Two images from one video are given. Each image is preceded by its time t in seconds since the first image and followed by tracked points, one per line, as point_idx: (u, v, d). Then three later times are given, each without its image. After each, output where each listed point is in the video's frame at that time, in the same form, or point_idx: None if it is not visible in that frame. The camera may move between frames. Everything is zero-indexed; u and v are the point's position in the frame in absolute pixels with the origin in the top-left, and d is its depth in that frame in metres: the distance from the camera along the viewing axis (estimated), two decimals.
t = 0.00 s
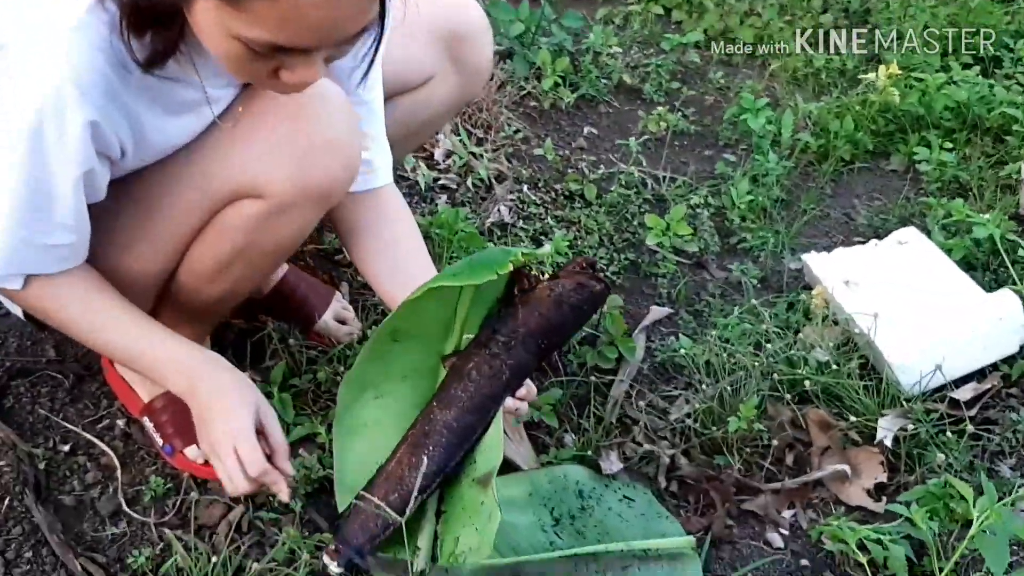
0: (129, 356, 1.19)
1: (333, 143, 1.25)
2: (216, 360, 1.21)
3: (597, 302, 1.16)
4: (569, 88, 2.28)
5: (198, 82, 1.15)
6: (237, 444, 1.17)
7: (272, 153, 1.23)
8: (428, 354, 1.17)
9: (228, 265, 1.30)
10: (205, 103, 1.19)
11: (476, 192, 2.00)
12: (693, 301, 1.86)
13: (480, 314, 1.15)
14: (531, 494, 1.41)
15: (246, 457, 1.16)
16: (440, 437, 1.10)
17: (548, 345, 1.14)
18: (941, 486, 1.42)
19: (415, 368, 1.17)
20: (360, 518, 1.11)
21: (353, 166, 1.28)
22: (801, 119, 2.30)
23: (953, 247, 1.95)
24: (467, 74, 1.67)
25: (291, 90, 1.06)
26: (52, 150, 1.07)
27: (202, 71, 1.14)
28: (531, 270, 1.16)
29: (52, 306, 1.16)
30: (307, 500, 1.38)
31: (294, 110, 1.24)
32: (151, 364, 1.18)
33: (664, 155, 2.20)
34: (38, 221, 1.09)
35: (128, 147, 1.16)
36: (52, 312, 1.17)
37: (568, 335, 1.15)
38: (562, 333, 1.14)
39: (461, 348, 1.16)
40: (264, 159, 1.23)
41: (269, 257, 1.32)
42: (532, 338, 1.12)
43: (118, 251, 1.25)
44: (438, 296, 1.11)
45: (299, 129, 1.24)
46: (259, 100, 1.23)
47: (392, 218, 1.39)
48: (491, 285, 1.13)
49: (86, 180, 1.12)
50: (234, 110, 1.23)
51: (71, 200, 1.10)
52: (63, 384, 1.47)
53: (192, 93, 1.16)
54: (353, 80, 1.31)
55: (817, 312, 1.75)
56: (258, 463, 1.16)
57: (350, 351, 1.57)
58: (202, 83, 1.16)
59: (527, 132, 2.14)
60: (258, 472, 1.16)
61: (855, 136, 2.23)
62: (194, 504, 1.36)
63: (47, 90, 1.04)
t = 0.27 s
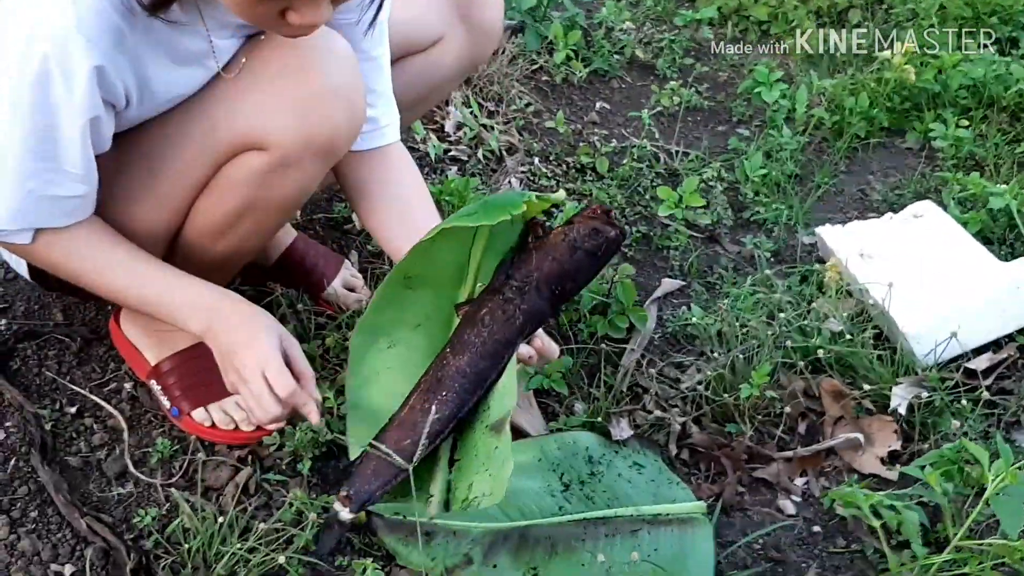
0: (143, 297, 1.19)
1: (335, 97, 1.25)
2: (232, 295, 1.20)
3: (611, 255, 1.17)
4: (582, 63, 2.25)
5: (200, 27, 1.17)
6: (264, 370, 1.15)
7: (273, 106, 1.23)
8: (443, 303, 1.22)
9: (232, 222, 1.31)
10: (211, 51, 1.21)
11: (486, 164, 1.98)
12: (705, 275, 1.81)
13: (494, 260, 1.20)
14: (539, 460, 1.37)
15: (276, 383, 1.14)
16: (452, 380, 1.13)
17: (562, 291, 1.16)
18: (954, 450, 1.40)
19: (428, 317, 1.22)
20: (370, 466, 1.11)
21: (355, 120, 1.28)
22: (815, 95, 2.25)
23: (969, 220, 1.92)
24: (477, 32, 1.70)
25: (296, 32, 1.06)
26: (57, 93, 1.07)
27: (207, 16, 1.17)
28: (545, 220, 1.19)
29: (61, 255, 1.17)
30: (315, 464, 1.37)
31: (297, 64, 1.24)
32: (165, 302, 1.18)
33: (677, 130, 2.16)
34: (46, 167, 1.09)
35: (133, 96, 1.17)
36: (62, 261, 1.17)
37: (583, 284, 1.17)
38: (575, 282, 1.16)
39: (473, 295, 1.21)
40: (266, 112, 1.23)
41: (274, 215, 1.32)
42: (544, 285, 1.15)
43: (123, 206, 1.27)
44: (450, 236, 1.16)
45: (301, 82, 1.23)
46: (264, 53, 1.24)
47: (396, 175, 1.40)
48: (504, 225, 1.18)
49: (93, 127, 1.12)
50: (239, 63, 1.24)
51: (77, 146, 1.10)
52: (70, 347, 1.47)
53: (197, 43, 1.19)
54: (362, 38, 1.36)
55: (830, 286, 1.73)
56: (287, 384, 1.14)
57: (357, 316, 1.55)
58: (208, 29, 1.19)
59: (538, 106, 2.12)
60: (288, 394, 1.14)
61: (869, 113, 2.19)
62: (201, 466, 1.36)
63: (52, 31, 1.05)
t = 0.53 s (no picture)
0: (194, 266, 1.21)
1: (367, 66, 1.27)
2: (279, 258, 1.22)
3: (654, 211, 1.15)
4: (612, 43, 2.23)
5: None
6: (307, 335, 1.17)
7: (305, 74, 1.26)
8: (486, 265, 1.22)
9: (263, 190, 1.34)
10: (244, 17, 1.24)
11: (517, 143, 1.97)
12: (738, 253, 1.78)
13: (535, 222, 1.19)
14: (571, 430, 1.34)
15: (318, 350, 1.16)
16: (500, 341, 1.13)
17: (606, 249, 1.16)
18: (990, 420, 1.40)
19: (473, 280, 1.22)
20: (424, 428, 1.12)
21: (387, 88, 1.30)
22: (847, 77, 2.17)
23: (1006, 199, 1.85)
24: None
25: None
26: (99, 54, 1.08)
27: None
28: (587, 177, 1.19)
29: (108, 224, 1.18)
30: (347, 434, 1.37)
31: (331, 33, 1.26)
32: (214, 267, 1.20)
33: (709, 110, 2.10)
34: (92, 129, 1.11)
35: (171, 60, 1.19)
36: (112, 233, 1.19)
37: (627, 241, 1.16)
38: (619, 239, 1.15)
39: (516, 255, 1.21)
40: (298, 80, 1.26)
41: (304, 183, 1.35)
42: (585, 244, 1.15)
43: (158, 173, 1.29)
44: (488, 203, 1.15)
45: (332, 52, 1.26)
46: (297, 22, 1.27)
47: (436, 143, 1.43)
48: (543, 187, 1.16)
49: (134, 91, 1.14)
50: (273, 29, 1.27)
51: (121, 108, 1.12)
52: (105, 319, 1.49)
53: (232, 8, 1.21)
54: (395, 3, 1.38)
55: (864, 262, 1.71)
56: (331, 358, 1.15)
57: (389, 289, 1.55)
58: None
59: (569, 86, 2.11)
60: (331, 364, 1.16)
61: (904, 94, 2.10)
62: (234, 435, 1.36)
63: None
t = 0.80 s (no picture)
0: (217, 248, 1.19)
1: (377, 61, 1.27)
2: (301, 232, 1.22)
3: (675, 207, 1.28)
4: (620, 46, 2.22)
5: None
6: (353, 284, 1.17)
7: (315, 71, 1.26)
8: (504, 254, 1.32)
9: (273, 189, 1.33)
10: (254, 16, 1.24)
11: (524, 145, 1.96)
12: (747, 257, 1.76)
13: (556, 210, 1.30)
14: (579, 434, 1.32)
15: (370, 294, 1.17)
16: (512, 322, 1.26)
17: (624, 242, 1.28)
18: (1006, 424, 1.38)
19: (491, 267, 1.31)
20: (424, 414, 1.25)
21: (396, 86, 1.30)
22: (856, 80, 2.16)
23: (1017, 202, 1.84)
24: None
25: None
26: (113, 48, 1.07)
27: None
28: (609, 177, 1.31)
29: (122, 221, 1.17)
30: (354, 438, 1.36)
31: (340, 32, 1.26)
32: (237, 246, 1.19)
33: (717, 112, 2.09)
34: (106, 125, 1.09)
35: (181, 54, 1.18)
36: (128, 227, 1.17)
37: (646, 235, 1.28)
38: (637, 234, 1.27)
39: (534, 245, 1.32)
40: (306, 78, 1.26)
41: (313, 181, 1.34)
42: (605, 234, 1.27)
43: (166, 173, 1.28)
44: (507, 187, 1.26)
45: (342, 47, 1.26)
46: (308, 18, 1.27)
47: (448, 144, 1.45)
48: (567, 180, 1.29)
49: (145, 84, 1.13)
50: (283, 26, 1.27)
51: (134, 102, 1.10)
52: (110, 321, 1.48)
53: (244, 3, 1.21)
54: (407, 5, 1.38)
55: (875, 265, 1.70)
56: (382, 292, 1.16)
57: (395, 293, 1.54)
58: None
59: (576, 88, 2.10)
60: (386, 302, 1.17)
61: (913, 97, 2.09)
62: (240, 439, 1.35)
63: None
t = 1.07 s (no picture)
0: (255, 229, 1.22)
1: (385, 64, 1.30)
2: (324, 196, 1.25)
3: (681, 201, 1.26)
4: (621, 51, 2.23)
5: None
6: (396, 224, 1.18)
7: (324, 74, 1.28)
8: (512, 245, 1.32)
9: (279, 193, 1.34)
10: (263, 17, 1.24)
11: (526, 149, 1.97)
12: (748, 260, 1.77)
13: (562, 204, 1.31)
14: (581, 435, 1.32)
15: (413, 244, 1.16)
16: (513, 313, 1.25)
17: (627, 235, 1.26)
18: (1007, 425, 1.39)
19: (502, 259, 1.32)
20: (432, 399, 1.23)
21: (402, 88, 1.33)
22: (857, 84, 2.17)
23: (1017, 206, 1.85)
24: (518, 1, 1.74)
25: None
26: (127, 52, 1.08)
27: None
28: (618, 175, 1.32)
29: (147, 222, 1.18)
30: (358, 439, 1.37)
31: (348, 36, 1.28)
32: (267, 226, 1.22)
33: (718, 116, 2.10)
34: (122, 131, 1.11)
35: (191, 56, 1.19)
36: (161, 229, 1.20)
37: (650, 229, 1.26)
38: (641, 226, 1.26)
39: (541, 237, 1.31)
40: (314, 82, 1.27)
41: (318, 183, 1.36)
42: (607, 226, 1.26)
43: (175, 176, 1.30)
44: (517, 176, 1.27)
45: (350, 50, 1.28)
46: (315, 22, 1.29)
47: (460, 154, 1.47)
48: (574, 172, 1.30)
49: (158, 86, 1.14)
50: (289, 30, 1.29)
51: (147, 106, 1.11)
52: (116, 323, 1.50)
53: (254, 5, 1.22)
54: (413, 12, 1.41)
55: (876, 268, 1.72)
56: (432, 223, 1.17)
57: (399, 294, 1.55)
58: None
59: (578, 92, 2.11)
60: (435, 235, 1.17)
61: (913, 101, 2.10)
62: (244, 440, 1.36)
63: None
